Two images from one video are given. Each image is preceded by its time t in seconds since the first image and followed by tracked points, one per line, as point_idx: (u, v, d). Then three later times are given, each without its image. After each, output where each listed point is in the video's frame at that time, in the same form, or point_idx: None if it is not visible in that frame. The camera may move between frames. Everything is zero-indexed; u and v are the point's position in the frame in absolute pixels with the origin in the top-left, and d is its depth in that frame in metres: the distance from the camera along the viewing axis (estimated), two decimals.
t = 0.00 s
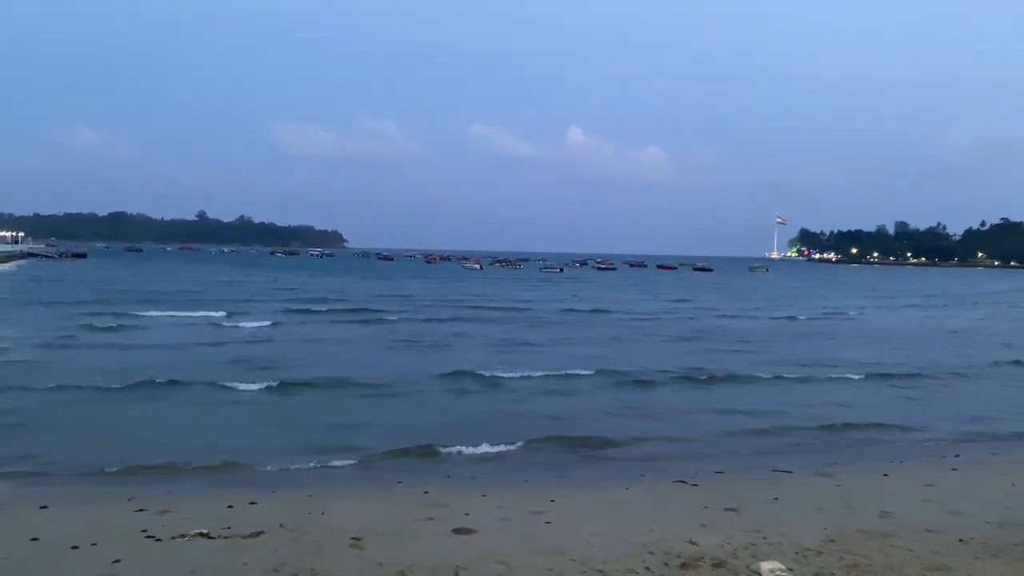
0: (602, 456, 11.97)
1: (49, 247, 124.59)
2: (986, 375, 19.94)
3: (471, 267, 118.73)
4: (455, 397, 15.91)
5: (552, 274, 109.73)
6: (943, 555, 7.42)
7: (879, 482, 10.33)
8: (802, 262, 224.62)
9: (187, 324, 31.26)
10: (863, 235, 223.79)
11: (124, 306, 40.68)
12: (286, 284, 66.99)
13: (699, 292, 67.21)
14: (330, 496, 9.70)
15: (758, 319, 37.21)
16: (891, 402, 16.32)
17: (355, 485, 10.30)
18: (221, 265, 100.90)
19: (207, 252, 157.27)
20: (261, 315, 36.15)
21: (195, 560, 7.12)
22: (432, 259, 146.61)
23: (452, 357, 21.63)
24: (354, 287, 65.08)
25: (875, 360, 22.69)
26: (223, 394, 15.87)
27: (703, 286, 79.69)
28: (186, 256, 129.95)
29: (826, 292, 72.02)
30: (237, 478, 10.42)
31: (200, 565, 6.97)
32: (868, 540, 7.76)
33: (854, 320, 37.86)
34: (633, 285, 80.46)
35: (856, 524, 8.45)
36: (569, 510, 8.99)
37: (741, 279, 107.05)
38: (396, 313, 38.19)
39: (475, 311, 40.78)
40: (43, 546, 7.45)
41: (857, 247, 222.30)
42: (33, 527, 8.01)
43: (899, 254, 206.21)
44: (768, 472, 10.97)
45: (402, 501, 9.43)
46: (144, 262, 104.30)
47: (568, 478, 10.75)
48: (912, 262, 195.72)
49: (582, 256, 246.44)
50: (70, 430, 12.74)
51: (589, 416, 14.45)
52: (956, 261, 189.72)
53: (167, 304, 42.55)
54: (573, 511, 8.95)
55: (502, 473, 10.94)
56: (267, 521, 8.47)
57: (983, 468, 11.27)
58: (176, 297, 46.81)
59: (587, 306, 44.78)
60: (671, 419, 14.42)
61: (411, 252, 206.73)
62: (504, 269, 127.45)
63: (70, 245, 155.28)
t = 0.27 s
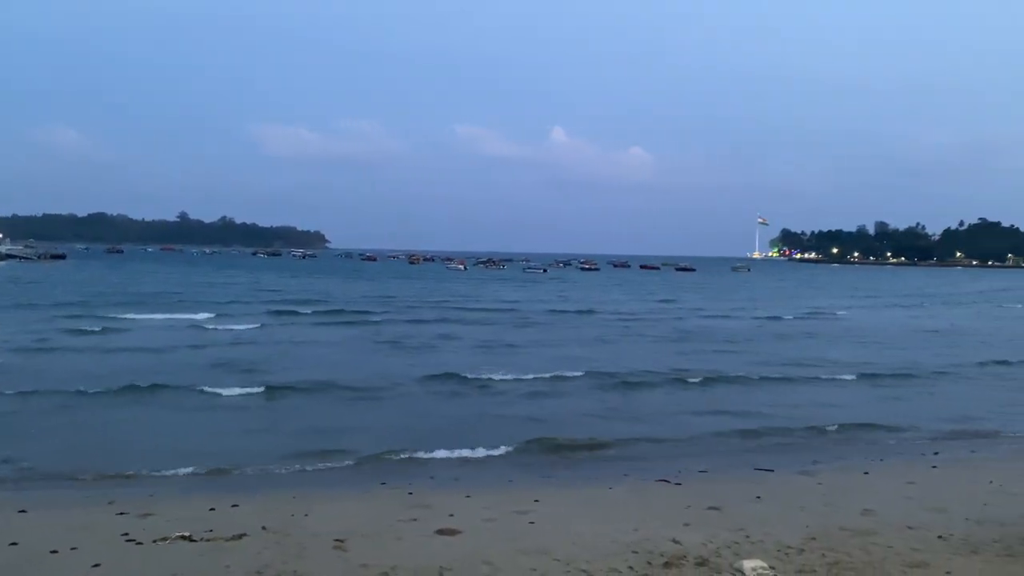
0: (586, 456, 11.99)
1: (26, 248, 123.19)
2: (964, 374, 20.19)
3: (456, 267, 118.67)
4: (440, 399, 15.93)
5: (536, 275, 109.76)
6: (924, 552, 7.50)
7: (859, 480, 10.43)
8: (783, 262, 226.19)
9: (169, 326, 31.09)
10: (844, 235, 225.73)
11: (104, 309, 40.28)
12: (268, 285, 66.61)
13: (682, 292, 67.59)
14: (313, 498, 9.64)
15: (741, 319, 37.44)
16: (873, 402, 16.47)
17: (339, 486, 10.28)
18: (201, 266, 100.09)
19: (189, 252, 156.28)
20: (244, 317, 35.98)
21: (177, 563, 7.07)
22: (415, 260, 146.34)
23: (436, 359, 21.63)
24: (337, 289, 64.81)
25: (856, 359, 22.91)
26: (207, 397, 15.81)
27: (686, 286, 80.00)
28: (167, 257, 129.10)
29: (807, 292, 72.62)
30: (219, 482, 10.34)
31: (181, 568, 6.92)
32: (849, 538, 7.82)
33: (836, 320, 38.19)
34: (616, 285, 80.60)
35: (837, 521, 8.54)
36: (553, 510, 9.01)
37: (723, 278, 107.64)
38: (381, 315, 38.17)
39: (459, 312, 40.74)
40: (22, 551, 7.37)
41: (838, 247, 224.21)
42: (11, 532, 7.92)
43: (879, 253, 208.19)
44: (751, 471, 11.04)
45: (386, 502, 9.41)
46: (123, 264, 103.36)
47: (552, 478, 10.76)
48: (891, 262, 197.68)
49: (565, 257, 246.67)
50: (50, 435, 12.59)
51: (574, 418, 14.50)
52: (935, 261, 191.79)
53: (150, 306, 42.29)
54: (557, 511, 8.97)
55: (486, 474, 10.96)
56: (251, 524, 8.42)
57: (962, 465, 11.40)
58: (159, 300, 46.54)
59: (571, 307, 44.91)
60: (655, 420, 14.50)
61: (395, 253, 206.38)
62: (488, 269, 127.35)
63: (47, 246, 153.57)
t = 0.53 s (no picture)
0: (570, 458, 12.00)
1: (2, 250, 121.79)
2: (943, 374, 20.42)
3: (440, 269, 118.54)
4: (425, 402, 15.91)
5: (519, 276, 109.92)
6: (904, 550, 7.56)
7: (840, 478, 10.53)
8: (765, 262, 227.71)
9: (152, 330, 30.89)
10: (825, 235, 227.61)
11: (84, 312, 39.90)
12: (250, 287, 66.31)
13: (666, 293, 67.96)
14: (295, 501, 9.57)
15: (724, 320, 37.64)
16: (855, 402, 16.62)
17: (322, 489, 10.25)
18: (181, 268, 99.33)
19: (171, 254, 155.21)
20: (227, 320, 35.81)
21: (157, 567, 7.02)
22: (399, 261, 146.06)
23: (421, 362, 21.62)
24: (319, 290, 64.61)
25: (838, 360, 23.09)
26: (191, 402, 15.73)
27: (668, 287, 80.40)
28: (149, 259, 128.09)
29: (789, 293, 73.24)
30: (200, 485, 10.27)
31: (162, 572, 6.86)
32: (831, 537, 7.86)
33: (817, 320, 38.50)
34: (599, 286, 80.88)
35: (819, 520, 8.61)
36: (536, 511, 9.02)
37: (704, 279, 108.37)
38: (364, 317, 38.09)
39: (443, 313, 40.69)
40: None
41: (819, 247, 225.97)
42: None
43: (860, 254, 210.12)
44: (733, 470, 11.11)
45: (369, 504, 9.37)
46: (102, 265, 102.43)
47: (536, 479, 10.75)
48: (872, 262, 199.50)
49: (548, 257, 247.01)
50: (29, 441, 12.44)
51: (558, 420, 14.54)
52: (914, 261, 193.66)
53: (132, 309, 42.01)
54: (541, 511, 8.99)
55: (470, 475, 10.96)
56: (233, 527, 8.36)
57: (942, 464, 11.52)
58: (141, 302, 46.23)
59: (556, 308, 44.99)
60: (639, 421, 14.57)
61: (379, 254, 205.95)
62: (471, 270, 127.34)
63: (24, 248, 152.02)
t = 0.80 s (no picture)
0: (556, 458, 12.01)
1: None
2: (924, 374, 20.61)
3: (424, 270, 118.36)
4: (411, 406, 15.89)
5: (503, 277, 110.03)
6: (884, 548, 7.61)
7: (822, 476, 10.62)
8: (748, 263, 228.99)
9: (134, 333, 30.66)
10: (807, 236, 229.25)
11: (66, 314, 39.53)
12: (234, 288, 65.97)
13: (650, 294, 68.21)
14: (278, 504, 9.51)
15: (708, 321, 37.80)
16: (838, 403, 16.75)
17: (305, 490, 10.20)
18: (164, 270, 98.63)
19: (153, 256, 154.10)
20: (210, 322, 35.59)
21: (138, 571, 6.95)
22: (383, 262, 145.65)
23: (406, 364, 21.57)
24: (304, 292, 64.38)
25: (820, 360, 23.25)
26: (174, 406, 15.63)
27: (652, 288, 80.80)
28: (131, 260, 127.07)
29: (771, 293, 73.70)
30: (181, 488, 10.20)
31: None
32: (812, 536, 7.90)
33: (800, 320, 38.75)
34: (584, 286, 81.12)
35: (801, 518, 8.67)
36: (520, 511, 9.02)
37: (688, 279, 108.99)
38: (349, 319, 37.97)
39: (428, 315, 40.66)
40: None
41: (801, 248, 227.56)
42: None
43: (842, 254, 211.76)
44: (717, 469, 11.16)
45: (352, 505, 9.34)
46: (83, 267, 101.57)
47: (520, 479, 10.76)
48: (853, 262, 201.13)
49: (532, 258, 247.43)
50: (11, 446, 12.31)
51: (544, 422, 14.56)
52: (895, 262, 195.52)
53: (114, 311, 41.69)
54: (525, 511, 8.99)
55: (453, 476, 10.95)
56: (215, 531, 8.29)
57: (922, 462, 11.63)
58: (123, 304, 45.88)
59: (540, 310, 45.03)
60: (624, 422, 14.62)
61: (363, 255, 205.41)
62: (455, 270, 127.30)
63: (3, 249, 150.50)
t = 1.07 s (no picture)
0: (540, 458, 12.05)
1: None
2: (904, 374, 20.82)
3: (408, 270, 118.13)
4: (395, 408, 15.85)
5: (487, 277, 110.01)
6: (865, 545, 7.69)
7: (804, 475, 10.71)
8: (731, 262, 230.22)
9: (114, 335, 30.38)
10: (790, 236, 230.79)
11: (45, 316, 39.10)
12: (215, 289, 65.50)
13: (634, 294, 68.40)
14: (260, 505, 9.47)
15: (692, 321, 37.96)
16: (820, 403, 16.87)
17: (288, 491, 10.17)
18: (144, 271, 97.75)
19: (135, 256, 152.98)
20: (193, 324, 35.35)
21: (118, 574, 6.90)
22: (367, 263, 145.22)
23: (390, 366, 21.52)
24: (287, 292, 64.06)
25: (803, 360, 23.40)
26: (157, 409, 15.53)
27: (635, 288, 81.08)
28: (112, 261, 126.04)
29: (754, 293, 74.18)
30: (163, 490, 10.14)
31: None
32: (793, 534, 7.97)
33: (783, 321, 38.99)
34: (568, 287, 81.19)
35: (782, 516, 8.73)
36: (503, 511, 9.03)
37: (671, 279, 109.47)
38: (333, 320, 37.83)
39: (412, 316, 40.59)
40: None
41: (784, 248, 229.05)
42: None
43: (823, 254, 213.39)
44: (699, 468, 11.24)
45: (335, 506, 9.32)
46: (62, 267, 100.46)
47: (504, 479, 10.78)
48: (835, 262, 202.70)
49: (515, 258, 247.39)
50: None
51: (529, 424, 14.58)
52: (875, 262, 197.29)
53: (95, 313, 41.34)
54: (508, 511, 9.00)
55: (437, 476, 10.95)
56: (196, 533, 8.25)
57: (901, 459, 11.77)
58: (105, 306, 45.50)
59: (525, 310, 45.05)
60: (609, 423, 14.67)
61: (347, 256, 204.80)
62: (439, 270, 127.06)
63: None
